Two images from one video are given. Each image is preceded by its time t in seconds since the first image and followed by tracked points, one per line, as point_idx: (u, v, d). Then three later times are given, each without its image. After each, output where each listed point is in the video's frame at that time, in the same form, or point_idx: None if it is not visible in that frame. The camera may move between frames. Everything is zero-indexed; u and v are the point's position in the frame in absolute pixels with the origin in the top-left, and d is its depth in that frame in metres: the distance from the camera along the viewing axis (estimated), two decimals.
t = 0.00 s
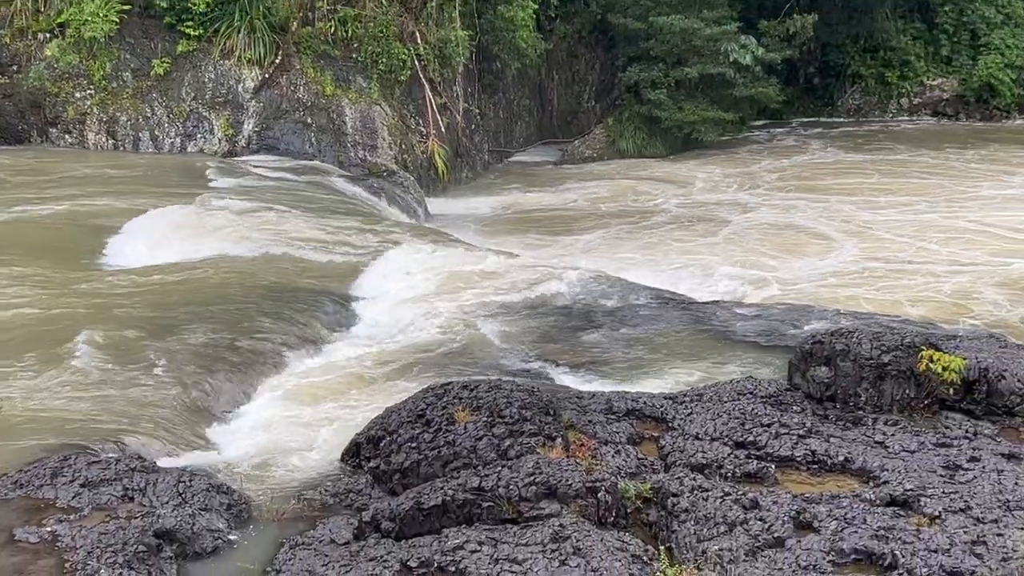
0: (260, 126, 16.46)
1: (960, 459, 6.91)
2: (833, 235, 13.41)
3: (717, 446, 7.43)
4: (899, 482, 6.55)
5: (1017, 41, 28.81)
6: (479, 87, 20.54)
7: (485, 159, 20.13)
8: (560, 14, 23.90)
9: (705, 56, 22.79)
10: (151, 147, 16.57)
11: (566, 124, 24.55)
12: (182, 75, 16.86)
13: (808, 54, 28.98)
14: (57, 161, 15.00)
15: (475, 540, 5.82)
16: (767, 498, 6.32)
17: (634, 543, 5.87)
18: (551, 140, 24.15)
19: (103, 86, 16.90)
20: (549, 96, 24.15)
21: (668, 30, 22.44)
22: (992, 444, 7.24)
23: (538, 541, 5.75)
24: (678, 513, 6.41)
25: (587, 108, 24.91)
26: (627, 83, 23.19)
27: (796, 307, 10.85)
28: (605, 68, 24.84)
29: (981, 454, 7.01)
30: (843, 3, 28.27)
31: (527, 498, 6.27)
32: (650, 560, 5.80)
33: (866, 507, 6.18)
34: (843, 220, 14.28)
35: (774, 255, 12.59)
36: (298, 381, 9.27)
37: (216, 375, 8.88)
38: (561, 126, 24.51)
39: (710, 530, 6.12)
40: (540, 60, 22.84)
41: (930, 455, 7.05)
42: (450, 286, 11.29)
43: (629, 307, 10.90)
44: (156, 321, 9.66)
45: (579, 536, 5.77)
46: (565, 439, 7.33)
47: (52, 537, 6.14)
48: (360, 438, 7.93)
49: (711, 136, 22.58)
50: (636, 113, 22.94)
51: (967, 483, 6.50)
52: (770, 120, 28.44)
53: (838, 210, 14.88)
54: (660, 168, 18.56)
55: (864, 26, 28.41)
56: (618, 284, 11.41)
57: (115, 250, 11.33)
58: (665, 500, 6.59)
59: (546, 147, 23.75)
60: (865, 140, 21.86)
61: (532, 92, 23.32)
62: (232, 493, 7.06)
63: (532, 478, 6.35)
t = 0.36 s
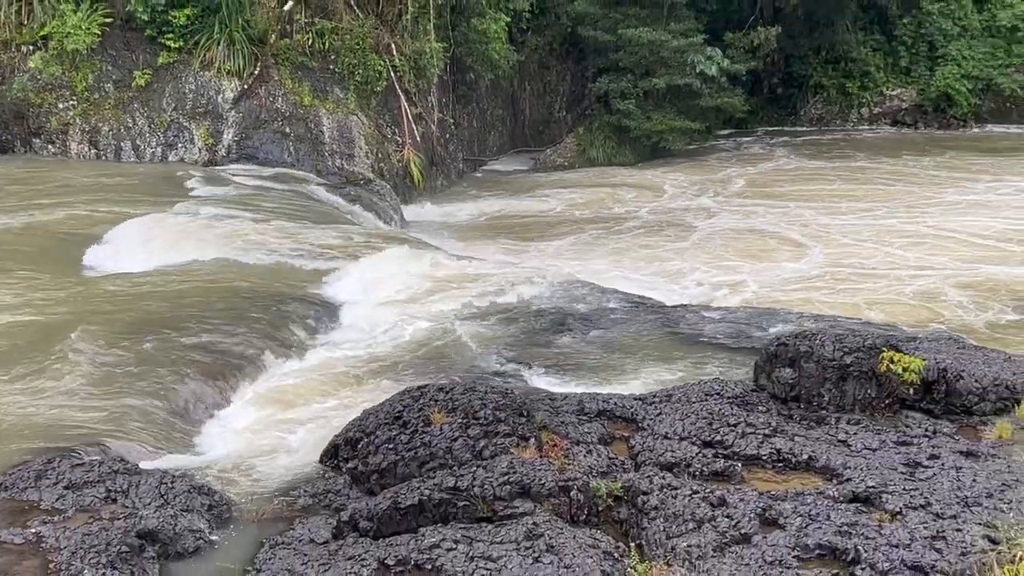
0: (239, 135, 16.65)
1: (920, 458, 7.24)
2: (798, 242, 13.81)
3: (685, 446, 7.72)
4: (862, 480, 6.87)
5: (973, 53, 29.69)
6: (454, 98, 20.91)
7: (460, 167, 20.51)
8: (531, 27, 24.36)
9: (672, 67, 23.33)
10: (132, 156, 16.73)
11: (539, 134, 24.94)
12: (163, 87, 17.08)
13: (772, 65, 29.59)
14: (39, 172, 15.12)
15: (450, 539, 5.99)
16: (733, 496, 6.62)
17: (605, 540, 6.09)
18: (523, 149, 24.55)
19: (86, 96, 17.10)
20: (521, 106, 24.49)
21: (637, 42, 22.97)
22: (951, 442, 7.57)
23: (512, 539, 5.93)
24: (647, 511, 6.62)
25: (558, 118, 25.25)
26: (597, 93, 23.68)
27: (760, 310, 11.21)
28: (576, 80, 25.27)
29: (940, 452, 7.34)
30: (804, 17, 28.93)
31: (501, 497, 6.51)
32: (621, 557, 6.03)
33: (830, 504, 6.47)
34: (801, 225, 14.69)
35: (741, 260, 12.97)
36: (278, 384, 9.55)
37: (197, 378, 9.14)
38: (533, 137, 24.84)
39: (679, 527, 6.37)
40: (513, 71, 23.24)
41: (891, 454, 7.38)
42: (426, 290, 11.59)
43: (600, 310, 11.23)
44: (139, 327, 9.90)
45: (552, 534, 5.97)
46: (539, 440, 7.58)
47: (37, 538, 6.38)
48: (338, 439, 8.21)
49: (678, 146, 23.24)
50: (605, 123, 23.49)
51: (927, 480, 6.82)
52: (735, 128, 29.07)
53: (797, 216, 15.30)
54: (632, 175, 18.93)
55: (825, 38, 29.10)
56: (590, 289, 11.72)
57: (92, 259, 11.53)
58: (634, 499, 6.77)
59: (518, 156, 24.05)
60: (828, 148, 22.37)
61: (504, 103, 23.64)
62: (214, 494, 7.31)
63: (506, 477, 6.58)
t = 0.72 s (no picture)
0: (217, 145, 16.95)
1: (881, 458, 7.50)
2: (762, 248, 14.21)
3: (653, 448, 7.91)
4: (824, 481, 7.09)
5: (929, 65, 30.90)
6: (426, 109, 21.21)
7: (432, 176, 21.03)
8: (503, 40, 24.76)
9: (638, 80, 23.72)
10: (111, 167, 16.90)
11: (509, 145, 25.38)
12: (141, 99, 17.26)
13: (735, 78, 30.42)
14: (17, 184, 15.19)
15: (425, 540, 6.04)
16: (701, 496, 6.70)
17: (576, 540, 6.15)
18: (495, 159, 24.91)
19: (65, 109, 17.15)
20: (492, 118, 24.80)
21: (604, 55, 23.46)
22: (911, 443, 7.84)
23: (485, 540, 6.01)
24: (617, 511, 6.66)
25: (529, 129, 25.70)
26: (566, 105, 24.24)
27: (727, 316, 11.52)
28: (546, 92, 25.79)
29: (900, 452, 7.59)
30: (767, 31, 29.44)
31: (474, 498, 6.57)
32: (592, 556, 6.09)
33: (793, 504, 6.64)
34: (762, 232, 15.06)
35: (706, 267, 13.32)
36: (254, 389, 9.78)
37: (175, 386, 9.35)
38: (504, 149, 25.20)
39: (647, 527, 6.40)
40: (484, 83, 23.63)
41: (852, 454, 7.67)
42: (401, 297, 11.87)
43: (569, 316, 11.54)
44: (118, 335, 10.08)
45: (524, 534, 6.07)
46: (510, 442, 7.81)
47: (17, 542, 6.54)
48: (314, 444, 8.45)
49: (646, 156, 23.57)
50: (574, 134, 23.93)
51: (888, 479, 7.07)
52: (699, 140, 29.99)
53: (758, 223, 15.67)
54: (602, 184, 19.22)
55: (787, 52, 29.72)
56: (560, 296, 12.03)
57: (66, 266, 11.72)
58: (604, 500, 6.82)
59: (489, 167, 24.31)
60: (791, 158, 22.84)
61: (475, 114, 23.89)
62: (192, 497, 7.43)
63: (479, 479, 6.65)
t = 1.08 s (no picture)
0: (202, 162, 17.40)
1: (832, 455, 8.09)
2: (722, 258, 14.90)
3: (618, 446, 8.53)
4: (780, 476, 7.55)
5: (876, 85, 31.80)
6: (400, 126, 21.73)
7: (407, 190, 21.75)
8: (474, 61, 25.51)
9: (602, 99, 24.42)
10: (100, 182, 17.34)
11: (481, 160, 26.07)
12: (129, 118, 17.75)
13: (694, 97, 31.40)
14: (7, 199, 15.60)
15: (402, 536, 6.51)
16: (663, 492, 7.15)
17: (545, 535, 6.64)
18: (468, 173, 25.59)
19: (57, 127, 17.58)
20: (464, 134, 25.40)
21: (570, 75, 24.18)
22: (860, 440, 8.46)
23: (459, 535, 6.47)
24: (584, 507, 7.08)
25: (499, 146, 26.39)
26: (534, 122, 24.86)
27: (687, 321, 12.20)
28: (515, 110, 26.47)
29: (850, 449, 8.19)
30: (723, 52, 30.59)
31: (449, 496, 7.14)
32: (561, 550, 6.55)
33: (750, 499, 7.04)
34: (723, 243, 15.77)
35: (670, 275, 13.99)
36: (240, 393, 10.33)
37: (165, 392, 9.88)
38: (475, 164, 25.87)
39: (613, 522, 6.80)
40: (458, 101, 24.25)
41: (805, 451, 8.25)
42: (378, 305, 12.45)
43: (539, 322, 12.17)
44: (110, 344, 10.59)
45: (496, 530, 6.54)
46: (482, 442, 8.43)
47: (12, 540, 6.91)
48: (295, 446, 8.99)
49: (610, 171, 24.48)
50: (542, 150, 24.80)
51: (839, 475, 7.52)
52: (661, 155, 30.73)
53: (719, 234, 16.40)
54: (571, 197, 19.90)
55: (742, 72, 30.84)
56: (530, 303, 12.66)
57: (53, 280, 12.15)
58: (572, 496, 7.30)
59: (462, 181, 25.00)
60: (747, 171, 23.72)
61: (449, 131, 24.59)
62: (179, 498, 7.87)
63: (453, 478, 7.23)
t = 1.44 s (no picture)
0: (190, 176, 18.26)
1: (783, 451, 8.84)
2: (682, 267, 15.79)
3: (582, 444, 9.28)
4: (734, 470, 8.24)
5: (819, 106, 33.34)
6: (375, 145, 22.45)
7: (384, 205, 22.62)
8: (446, 83, 26.16)
9: (567, 119, 25.33)
10: (94, 198, 18.19)
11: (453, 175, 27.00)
12: (121, 137, 18.46)
13: (652, 117, 32.08)
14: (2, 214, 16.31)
15: (380, 530, 7.04)
16: (625, 487, 7.67)
17: (514, 528, 7.14)
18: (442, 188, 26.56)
19: (52, 145, 18.36)
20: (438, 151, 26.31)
21: (536, 96, 25.09)
22: (807, 437, 9.26)
23: (434, 529, 7.01)
24: (551, 502, 7.54)
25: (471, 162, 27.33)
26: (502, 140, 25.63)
27: (647, 326, 13.06)
28: (485, 129, 27.31)
29: (798, 446, 8.96)
30: (678, 76, 31.45)
31: (424, 493, 7.64)
32: (529, 542, 7.04)
33: (706, 493, 7.62)
34: (683, 253, 16.68)
35: (632, 283, 14.87)
36: (228, 396, 11.05)
37: (161, 392, 10.60)
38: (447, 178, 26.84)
39: (579, 515, 7.25)
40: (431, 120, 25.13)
41: (757, 447, 9.03)
42: (356, 312, 13.20)
43: (508, 327, 12.98)
44: (107, 349, 11.30)
45: (468, 524, 7.04)
46: (455, 441, 9.12)
47: (10, 538, 7.03)
48: (279, 446, 9.64)
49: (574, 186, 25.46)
50: (511, 166, 25.56)
51: (789, 469, 8.26)
52: (622, 171, 31.79)
53: (680, 245, 17.32)
54: (539, 210, 20.77)
55: (697, 95, 31.77)
56: (499, 310, 13.49)
57: (48, 289, 12.83)
58: (540, 492, 7.72)
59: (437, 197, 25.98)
60: (706, 185, 24.76)
61: (422, 150, 25.29)
62: (168, 496, 8.08)
63: (429, 476, 7.75)
